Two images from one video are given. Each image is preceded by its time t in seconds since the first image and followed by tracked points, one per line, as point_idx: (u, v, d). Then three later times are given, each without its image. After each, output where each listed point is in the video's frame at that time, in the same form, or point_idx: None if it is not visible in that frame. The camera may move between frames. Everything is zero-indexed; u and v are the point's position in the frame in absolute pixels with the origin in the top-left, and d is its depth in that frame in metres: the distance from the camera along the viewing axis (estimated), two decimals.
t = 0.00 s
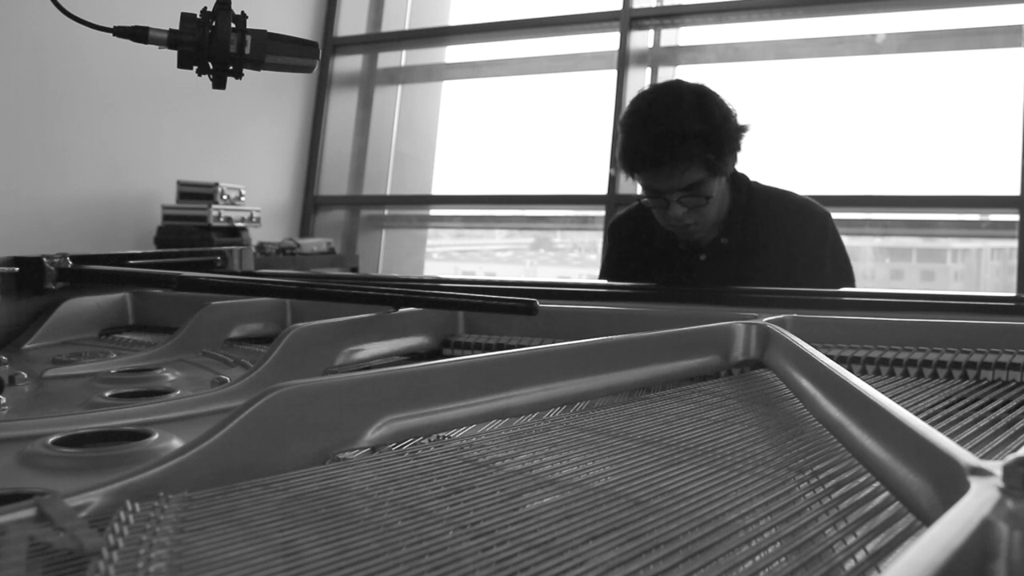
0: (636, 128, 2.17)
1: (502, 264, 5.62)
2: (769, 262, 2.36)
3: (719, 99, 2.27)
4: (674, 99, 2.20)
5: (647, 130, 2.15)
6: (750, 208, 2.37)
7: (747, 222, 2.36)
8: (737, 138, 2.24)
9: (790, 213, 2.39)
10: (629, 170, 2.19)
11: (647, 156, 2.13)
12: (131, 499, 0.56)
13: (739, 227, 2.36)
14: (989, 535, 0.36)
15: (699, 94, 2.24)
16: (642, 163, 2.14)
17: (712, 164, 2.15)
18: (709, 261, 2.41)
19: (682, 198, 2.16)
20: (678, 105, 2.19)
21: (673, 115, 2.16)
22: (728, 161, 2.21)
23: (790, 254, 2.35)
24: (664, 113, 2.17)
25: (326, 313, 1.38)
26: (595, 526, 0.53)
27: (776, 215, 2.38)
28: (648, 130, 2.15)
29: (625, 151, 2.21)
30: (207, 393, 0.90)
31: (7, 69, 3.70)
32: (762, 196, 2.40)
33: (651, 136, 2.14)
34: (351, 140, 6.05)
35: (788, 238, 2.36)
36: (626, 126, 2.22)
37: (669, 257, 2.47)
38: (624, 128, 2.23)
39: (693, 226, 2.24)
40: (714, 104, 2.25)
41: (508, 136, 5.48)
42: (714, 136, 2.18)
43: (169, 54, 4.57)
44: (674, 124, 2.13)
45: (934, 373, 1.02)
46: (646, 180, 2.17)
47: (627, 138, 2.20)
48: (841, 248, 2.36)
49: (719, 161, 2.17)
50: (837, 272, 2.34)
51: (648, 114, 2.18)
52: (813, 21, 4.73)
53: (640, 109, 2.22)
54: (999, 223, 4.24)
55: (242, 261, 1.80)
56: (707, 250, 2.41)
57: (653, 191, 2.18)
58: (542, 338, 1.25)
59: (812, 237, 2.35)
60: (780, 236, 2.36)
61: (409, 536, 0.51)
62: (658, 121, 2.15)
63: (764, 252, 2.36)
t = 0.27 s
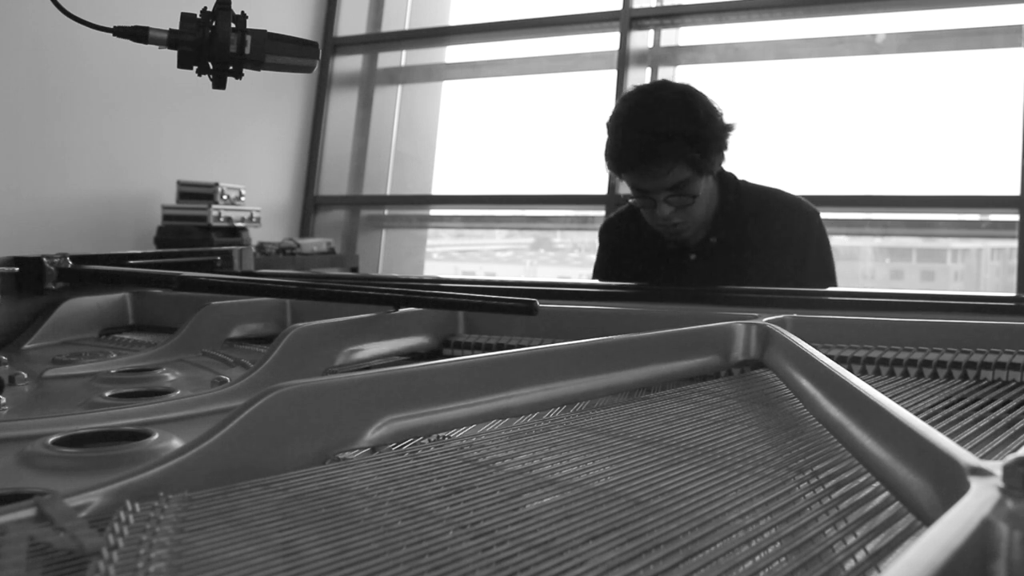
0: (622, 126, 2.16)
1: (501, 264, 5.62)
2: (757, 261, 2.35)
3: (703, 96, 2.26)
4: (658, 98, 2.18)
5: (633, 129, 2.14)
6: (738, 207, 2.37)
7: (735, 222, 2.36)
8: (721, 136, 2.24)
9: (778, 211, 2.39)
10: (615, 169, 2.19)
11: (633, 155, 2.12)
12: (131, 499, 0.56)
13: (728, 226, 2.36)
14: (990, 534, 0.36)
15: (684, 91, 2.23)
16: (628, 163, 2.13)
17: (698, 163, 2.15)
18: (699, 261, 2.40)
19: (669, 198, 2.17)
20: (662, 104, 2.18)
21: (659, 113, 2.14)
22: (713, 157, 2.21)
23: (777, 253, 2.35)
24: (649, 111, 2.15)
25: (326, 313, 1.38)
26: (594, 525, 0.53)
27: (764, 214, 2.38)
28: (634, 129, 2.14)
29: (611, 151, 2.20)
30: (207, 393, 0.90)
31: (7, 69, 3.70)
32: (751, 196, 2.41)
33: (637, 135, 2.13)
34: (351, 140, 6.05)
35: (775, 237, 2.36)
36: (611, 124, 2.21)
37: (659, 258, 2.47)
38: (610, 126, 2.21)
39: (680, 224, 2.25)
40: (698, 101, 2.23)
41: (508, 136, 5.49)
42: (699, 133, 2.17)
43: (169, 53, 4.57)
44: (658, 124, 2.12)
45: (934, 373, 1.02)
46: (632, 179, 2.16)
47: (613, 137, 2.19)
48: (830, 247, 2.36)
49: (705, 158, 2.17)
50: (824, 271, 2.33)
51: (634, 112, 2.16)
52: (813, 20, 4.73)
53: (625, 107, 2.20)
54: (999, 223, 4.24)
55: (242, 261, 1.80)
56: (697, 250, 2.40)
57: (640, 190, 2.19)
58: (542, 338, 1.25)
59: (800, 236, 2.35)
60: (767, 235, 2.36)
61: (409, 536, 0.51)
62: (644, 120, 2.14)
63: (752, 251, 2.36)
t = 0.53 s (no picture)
0: (612, 126, 2.16)
1: (501, 264, 5.63)
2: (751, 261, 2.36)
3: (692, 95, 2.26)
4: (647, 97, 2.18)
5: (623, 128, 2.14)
6: (732, 206, 2.37)
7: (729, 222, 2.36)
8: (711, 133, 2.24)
9: (772, 211, 2.39)
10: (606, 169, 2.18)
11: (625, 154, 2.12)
12: (131, 499, 0.56)
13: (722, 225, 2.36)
14: (990, 535, 0.36)
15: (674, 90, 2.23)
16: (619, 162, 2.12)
17: (688, 160, 2.15)
18: (693, 260, 2.40)
19: (660, 195, 2.16)
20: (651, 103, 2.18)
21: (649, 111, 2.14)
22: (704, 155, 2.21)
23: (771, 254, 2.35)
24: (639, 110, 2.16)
25: (327, 313, 1.38)
26: (595, 525, 0.53)
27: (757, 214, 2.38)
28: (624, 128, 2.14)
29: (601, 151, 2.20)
30: (207, 393, 0.90)
31: (7, 69, 3.70)
32: (745, 195, 2.40)
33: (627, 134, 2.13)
34: (351, 140, 6.05)
35: (769, 237, 2.36)
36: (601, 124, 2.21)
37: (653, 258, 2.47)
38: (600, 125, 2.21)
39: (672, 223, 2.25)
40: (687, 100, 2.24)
41: (508, 136, 5.49)
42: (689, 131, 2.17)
43: (169, 53, 4.57)
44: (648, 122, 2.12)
45: (934, 373, 1.02)
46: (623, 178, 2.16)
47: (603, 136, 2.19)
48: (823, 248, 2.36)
49: (695, 155, 2.17)
50: (817, 271, 2.33)
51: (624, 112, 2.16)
52: (813, 21, 4.73)
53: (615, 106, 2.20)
54: (999, 223, 4.24)
55: (242, 261, 1.80)
56: (691, 250, 2.40)
57: (631, 189, 2.18)
58: (542, 338, 1.25)
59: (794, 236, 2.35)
60: (761, 235, 2.36)
61: (409, 536, 0.51)
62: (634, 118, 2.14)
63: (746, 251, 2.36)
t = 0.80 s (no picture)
0: (612, 127, 2.17)
1: (501, 264, 5.63)
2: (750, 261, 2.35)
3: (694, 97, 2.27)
4: (647, 98, 2.19)
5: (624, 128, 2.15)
6: (731, 207, 2.37)
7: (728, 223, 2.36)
8: (712, 134, 2.24)
9: (771, 211, 2.39)
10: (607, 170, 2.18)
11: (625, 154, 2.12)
12: (131, 499, 0.56)
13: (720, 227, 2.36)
14: (990, 535, 0.36)
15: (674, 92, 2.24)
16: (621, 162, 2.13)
17: (689, 160, 2.15)
18: (691, 261, 2.40)
19: (661, 195, 2.15)
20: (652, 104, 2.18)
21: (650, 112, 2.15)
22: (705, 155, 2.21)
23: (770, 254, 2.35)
24: (640, 112, 2.16)
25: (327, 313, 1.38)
26: (595, 525, 0.53)
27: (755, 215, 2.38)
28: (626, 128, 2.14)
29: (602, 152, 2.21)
30: (207, 393, 0.90)
31: (7, 69, 3.70)
32: (742, 197, 2.40)
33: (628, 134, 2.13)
34: (351, 140, 6.05)
35: (767, 238, 2.36)
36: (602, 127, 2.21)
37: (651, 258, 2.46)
38: (600, 128, 2.22)
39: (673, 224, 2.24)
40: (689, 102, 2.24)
41: (508, 136, 5.49)
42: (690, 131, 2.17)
43: (169, 54, 4.57)
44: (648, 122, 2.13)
45: (934, 373, 1.02)
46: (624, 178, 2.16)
47: (603, 138, 2.19)
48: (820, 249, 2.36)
49: (697, 155, 2.17)
50: (815, 272, 2.33)
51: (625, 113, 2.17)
52: (813, 21, 4.73)
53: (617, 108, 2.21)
54: (999, 222, 4.24)
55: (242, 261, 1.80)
56: (689, 251, 2.40)
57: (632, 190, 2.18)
58: (542, 338, 1.25)
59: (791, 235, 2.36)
60: (760, 236, 2.36)
61: (409, 537, 0.51)
62: (636, 118, 2.15)
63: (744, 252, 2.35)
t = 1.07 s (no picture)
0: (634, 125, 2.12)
1: (501, 264, 5.63)
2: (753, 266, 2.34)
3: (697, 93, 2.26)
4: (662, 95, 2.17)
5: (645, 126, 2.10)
6: (733, 209, 2.36)
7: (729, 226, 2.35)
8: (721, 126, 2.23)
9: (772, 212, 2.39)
10: (631, 171, 2.12)
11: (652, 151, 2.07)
12: (131, 499, 0.56)
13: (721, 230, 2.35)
14: (989, 535, 0.36)
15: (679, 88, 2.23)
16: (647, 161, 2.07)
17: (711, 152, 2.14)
18: (693, 264, 2.39)
19: (690, 189, 2.12)
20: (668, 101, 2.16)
21: (668, 108, 2.12)
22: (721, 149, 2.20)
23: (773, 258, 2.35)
24: (657, 109, 2.13)
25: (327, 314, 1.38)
26: (594, 525, 0.53)
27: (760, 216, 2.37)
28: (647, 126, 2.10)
29: (622, 152, 2.14)
30: (207, 394, 0.90)
31: (7, 69, 3.70)
32: (746, 197, 2.39)
33: (650, 131, 2.09)
34: (351, 140, 6.05)
35: (770, 240, 2.36)
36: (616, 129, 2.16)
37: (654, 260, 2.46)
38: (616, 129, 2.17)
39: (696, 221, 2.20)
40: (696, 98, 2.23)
41: (508, 136, 5.49)
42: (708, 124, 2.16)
43: (169, 54, 4.57)
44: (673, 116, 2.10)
45: (934, 372, 1.02)
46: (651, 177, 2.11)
47: (622, 137, 2.14)
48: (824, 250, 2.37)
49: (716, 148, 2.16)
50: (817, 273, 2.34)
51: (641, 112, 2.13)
52: (814, 21, 4.73)
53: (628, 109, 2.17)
54: (999, 222, 4.24)
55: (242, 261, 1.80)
56: (691, 254, 2.39)
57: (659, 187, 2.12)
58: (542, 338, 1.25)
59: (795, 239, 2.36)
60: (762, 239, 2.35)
61: (409, 536, 0.51)
62: (654, 116, 2.11)
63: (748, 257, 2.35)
